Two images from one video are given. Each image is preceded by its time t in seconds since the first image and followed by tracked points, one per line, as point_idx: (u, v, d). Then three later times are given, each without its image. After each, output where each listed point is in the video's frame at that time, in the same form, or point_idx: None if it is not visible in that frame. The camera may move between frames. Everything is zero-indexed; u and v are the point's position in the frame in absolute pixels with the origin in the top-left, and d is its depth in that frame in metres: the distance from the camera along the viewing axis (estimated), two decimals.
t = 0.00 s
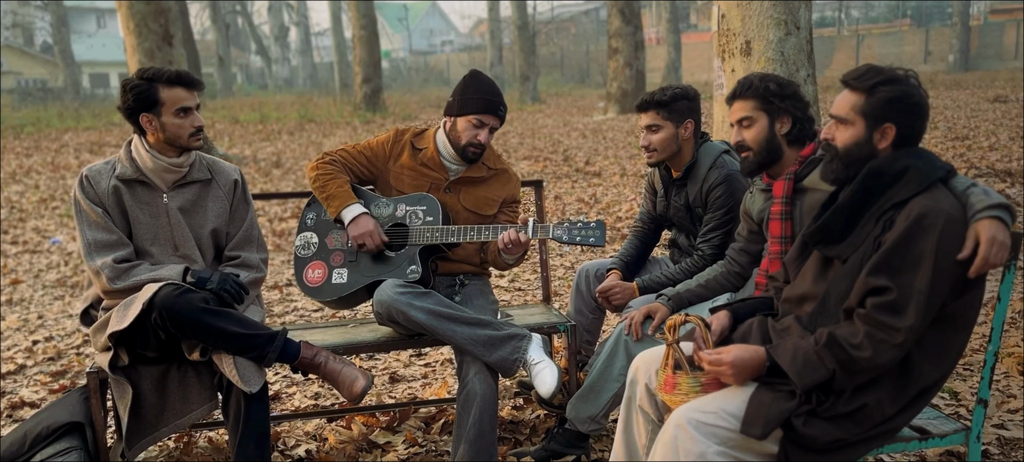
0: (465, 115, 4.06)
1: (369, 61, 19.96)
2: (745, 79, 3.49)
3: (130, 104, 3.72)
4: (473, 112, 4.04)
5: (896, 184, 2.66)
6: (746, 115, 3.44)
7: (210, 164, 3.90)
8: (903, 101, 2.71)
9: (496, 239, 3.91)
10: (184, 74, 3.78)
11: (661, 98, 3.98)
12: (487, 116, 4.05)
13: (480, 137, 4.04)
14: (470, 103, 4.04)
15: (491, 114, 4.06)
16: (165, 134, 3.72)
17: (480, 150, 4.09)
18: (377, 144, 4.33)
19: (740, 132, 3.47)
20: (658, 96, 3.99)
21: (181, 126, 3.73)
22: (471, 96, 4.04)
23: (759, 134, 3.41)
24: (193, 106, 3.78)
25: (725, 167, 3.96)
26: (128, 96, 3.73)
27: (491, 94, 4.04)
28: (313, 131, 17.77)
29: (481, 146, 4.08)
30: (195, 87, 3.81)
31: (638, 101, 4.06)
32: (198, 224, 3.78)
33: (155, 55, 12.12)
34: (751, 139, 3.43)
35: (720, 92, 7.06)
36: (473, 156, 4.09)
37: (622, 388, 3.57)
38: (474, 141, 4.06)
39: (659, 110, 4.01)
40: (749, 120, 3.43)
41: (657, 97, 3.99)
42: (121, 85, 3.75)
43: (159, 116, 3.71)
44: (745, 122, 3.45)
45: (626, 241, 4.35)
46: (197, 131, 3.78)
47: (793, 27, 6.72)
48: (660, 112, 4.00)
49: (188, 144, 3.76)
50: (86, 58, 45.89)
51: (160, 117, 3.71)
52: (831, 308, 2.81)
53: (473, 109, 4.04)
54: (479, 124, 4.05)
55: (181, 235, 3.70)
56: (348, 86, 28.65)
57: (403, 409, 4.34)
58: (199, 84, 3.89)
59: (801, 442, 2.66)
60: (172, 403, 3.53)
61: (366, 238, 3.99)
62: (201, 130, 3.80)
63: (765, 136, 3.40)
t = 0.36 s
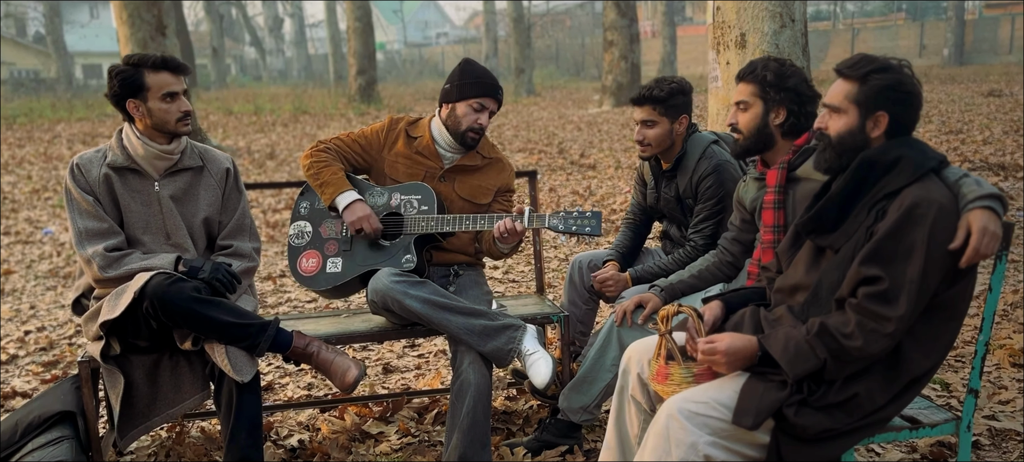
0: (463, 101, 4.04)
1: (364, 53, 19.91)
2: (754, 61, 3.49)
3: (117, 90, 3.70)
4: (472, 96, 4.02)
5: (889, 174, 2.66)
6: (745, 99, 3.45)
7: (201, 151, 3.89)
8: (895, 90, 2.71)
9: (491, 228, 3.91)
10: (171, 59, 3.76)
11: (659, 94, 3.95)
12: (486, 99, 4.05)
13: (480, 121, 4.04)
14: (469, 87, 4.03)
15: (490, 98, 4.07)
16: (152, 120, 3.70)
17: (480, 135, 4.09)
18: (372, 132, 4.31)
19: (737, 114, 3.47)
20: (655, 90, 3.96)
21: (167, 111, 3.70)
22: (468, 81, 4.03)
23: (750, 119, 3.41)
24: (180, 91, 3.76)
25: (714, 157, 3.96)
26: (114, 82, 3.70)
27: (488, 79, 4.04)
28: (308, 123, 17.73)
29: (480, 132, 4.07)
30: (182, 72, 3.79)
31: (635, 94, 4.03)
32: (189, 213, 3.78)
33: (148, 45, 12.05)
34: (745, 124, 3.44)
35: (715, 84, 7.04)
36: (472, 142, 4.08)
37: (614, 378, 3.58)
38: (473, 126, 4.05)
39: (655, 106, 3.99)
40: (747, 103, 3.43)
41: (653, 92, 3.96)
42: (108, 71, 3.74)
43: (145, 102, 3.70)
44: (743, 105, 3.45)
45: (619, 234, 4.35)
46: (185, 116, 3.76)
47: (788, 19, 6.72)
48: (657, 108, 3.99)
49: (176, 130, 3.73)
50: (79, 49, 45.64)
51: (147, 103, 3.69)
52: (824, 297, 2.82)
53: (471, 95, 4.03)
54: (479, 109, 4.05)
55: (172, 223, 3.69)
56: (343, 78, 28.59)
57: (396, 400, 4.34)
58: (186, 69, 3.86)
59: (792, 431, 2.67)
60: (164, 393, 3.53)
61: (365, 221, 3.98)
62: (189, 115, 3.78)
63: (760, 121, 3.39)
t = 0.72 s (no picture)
0: (435, 93, 4.05)
1: (361, 47, 19.85)
2: (758, 52, 3.44)
3: (107, 82, 3.69)
4: (441, 87, 4.03)
5: (880, 169, 2.65)
6: (745, 91, 3.42)
7: (192, 143, 3.87)
8: (881, 81, 2.69)
9: (478, 217, 3.88)
10: (160, 50, 3.73)
11: (643, 88, 3.98)
12: (457, 88, 4.05)
13: (455, 110, 4.04)
14: (437, 79, 4.03)
15: (460, 85, 4.06)
16: (142, 112, 3.68)
17: (458, 124, 4.07)
18: (355, 129, 4.29)
19: (735, 104, 3.45)
20: (640, 86, 3.99)
21: (157, 103, 3.69)
22: (436, 73, 4.04)
23: (749, 114, 3.39)
24: (170, 83, 3.74)
25: (707, 152, 3.95)
26: (104, 74, 3.69)
27: (455, 67, 4.03)
28: (304, 117, 17.68)
29: (457, 121, 4.06)
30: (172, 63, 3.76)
31: (621, 91, 4.05)
32: (181, 205, 3.76)
33: (143, 39, 11.99)
34: (743, 115, 3.42)
35: (711, 79, 7.02)
36: (452, 132, 4.06)
37: (608, 373, 3.56)
38: (450, 116, 4.04)
39: (642, 101, 4.00)
40: (745, 95, 3.41)
41: (638, 87, 3.99)
42: (97, 63, 3.72)
43: (135, 94, 3.68)
44: (742, 97, 3.42)
45: (613, 229, 4.34)
46: (175, 108, 3.74)
47: (784, 14, 6.70)
48: (643, 103, 3.99)
49: (166, 122, 3.71)
50: (75, 43, 45.45)
51: (137, 94, 3.67)
52: (815, 292, 2.81)
53: (442, 85, 4.03)
54: (451, 99, 4.05)
55: (164, 216, 3.68)
56: (339, 72, 28.49)
57: (389, 394, 4.33)
58: (176, 61, 3.84)
59: (784, 425, 2.66)
60: (156, 386, 3.52)
61: (347, 221, 3.97)
62: (180, 107, 3.75)
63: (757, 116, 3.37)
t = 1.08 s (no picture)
0: (417, 88, 4.08)
1: (360, 44, 19.85)
2: (753, 55, 3.39)
3: (105, 78, 3.68)
4: (422, 79, 4.06)
5: (881, 165, 2.64)
6: (743, 96, 3.38)
7: (191, 139, 3.86)
8: (882, 75, 2.68)
9: (456, 217, 3.87)
10: (159, 45, 3.73)
11: (651, 89, 3.93)
12: (437, 79, 4.07)
13: (438, 100, 4.03)
14: (416, 75, 4.08)
15: (441, 76, 4.08)
16: (141, 108, 3.68)
17: (445, 116, 4.06)
18: (351, 129, 4.28)
19: (735, 108, 3.41)
20: (648, 86, 3.95)
21: (156, 98, 3.68)
22: (414, 68, 4.08)
23: (748, 119, 3.35)
24: (170, 78, 3.73)
25: (707, 151, 3.94)
26: (103, 70, 3.68)
27: (433, 59, 4.07)
28: (303, 115, 17.67)
29: (445, 111, 4.05)
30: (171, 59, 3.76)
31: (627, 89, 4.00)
32: (179, 201, 3.76)
33: (142, 35, 11.96)
34: (742, 120, 3.38)
35: (710, 77, 7.00)
36: (440, 124, 4.06)
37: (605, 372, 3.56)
38: (434, 107, 4.04)
39: (647, 101, 3.96)
40: (744, 100, 3.37)
41: (646, 88, 3.94)
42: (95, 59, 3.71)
43: (134, 89, 3.67)
44: (741, 102, 3.38)
45: (611, 227, 4.33)
46: (175, 103, 3.73)
47: (783, 13, 6.69)
48: (649, 103, 3.95)
49: (166, 117, 3.71)
50: (73, 39, 45.40)
51: (136, 90, 3.67)
52: (814, 290, 2.80)
53: (422, 78, 4.07)
54: (432, 90, 4.06)
55: (161, 213, 3.67)
56: (338, 70, 28.45)
57: (386, 392, 4.32)
58: (175, 56, 3.84)
59: (781, 424, 2.66)
60: (152, 383, 3.51)
61: (337, 222, 3.96)
62: (179, 102, 3.75)
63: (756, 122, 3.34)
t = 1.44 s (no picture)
0: (439, 75, 4.10)
1: (359, 44, 19.87)
2: (767, 55, 3.36)
3: (106, 79, 3.66)
4: (446, 65, 4.09)
5: (880, 169, 2.64)
6: (753, 95, 3.34)
7: (190, 139, 3.85)
8: (876, 80, 2.67)
9: (459, 214, 3.88)
10: (160, 47, 3.72)
11: (656, 96, 3.92)
12: (460, 67, 4.11)
13: (461, 87, 4.07)
14: (439, 62, 4.11)
15: (464, 65, 4.13)
16: (143, 109, 3.67)
17: (463, 104, 4.10)
18: (353, 127, 4.28)
19: (742, 108, 3.38)
20: (653, 93, 3.92)
21: (159, 99, 3.67)
22: (437, 57, 4.12)
23: (754, 120, 3.31)
24: (171, 79, 3.72)
25: (707, 154, 3.94)
26: (103, 71, 3.66)
27: (456, 51, 4.12)
28: (302, 115, 17.67)
29: (463, 100, 4.09)
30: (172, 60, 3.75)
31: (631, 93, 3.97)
32: (178, 201, 3.75)
33: (141, 34, 11.94)
34: (748, 120, 3.35)
35: (710, 78, 7.00)
36: (458, 111, 4.08)
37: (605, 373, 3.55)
38: (456, 95, 4.08)
39: (652, 108, 3.94)
40: (752, 100, 3.33)
41: (650, 94, 3.92)
42: (96, 60, 3.69)
43: (136, 91, 3.66)
44: (750, 102, 3.35)
45: (611, 228, 4.33)
46: (176, 104, 3.72)
47: (783, 14, 6.69)
48: (653, 110, 3.93)
49: (167, 118, 3.70)
50: (73, 38, 45.40)
51: (138, 92, 3.66)
52: (815, 292, 2.80)
53: (444, 66, 4.10)
54: (455, 77, 4.09)
55: (160, 212, 3.67)
56: (337, 70, 28.44)
57: (385, 392, 4.31)
58: (176, 57, 3.83)
59: (782, 426, 2.66)
60: (151, 383, 3.50)
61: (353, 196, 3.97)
62: (180, 103, 3.74)
63: (762, 124, 3.30)
